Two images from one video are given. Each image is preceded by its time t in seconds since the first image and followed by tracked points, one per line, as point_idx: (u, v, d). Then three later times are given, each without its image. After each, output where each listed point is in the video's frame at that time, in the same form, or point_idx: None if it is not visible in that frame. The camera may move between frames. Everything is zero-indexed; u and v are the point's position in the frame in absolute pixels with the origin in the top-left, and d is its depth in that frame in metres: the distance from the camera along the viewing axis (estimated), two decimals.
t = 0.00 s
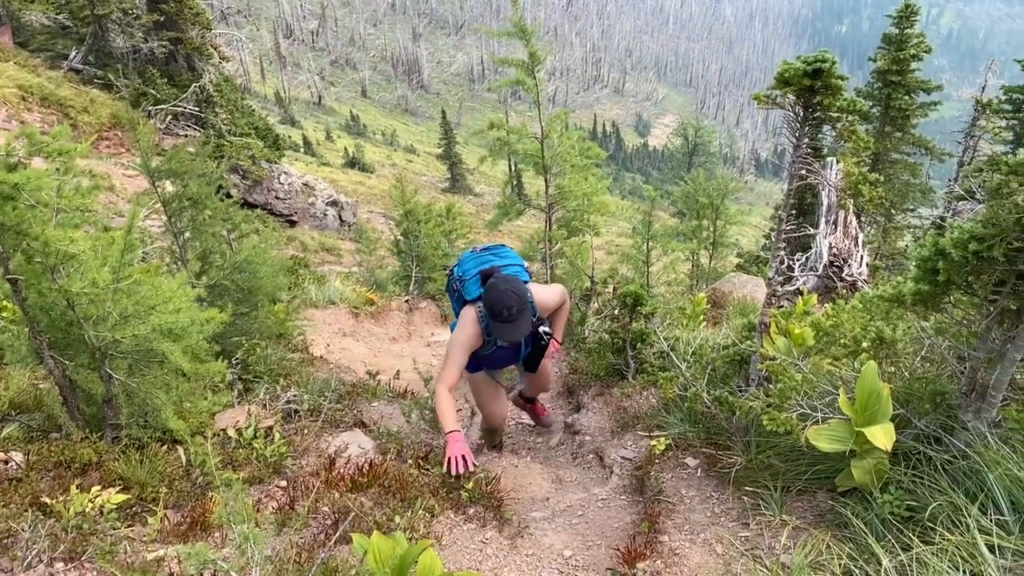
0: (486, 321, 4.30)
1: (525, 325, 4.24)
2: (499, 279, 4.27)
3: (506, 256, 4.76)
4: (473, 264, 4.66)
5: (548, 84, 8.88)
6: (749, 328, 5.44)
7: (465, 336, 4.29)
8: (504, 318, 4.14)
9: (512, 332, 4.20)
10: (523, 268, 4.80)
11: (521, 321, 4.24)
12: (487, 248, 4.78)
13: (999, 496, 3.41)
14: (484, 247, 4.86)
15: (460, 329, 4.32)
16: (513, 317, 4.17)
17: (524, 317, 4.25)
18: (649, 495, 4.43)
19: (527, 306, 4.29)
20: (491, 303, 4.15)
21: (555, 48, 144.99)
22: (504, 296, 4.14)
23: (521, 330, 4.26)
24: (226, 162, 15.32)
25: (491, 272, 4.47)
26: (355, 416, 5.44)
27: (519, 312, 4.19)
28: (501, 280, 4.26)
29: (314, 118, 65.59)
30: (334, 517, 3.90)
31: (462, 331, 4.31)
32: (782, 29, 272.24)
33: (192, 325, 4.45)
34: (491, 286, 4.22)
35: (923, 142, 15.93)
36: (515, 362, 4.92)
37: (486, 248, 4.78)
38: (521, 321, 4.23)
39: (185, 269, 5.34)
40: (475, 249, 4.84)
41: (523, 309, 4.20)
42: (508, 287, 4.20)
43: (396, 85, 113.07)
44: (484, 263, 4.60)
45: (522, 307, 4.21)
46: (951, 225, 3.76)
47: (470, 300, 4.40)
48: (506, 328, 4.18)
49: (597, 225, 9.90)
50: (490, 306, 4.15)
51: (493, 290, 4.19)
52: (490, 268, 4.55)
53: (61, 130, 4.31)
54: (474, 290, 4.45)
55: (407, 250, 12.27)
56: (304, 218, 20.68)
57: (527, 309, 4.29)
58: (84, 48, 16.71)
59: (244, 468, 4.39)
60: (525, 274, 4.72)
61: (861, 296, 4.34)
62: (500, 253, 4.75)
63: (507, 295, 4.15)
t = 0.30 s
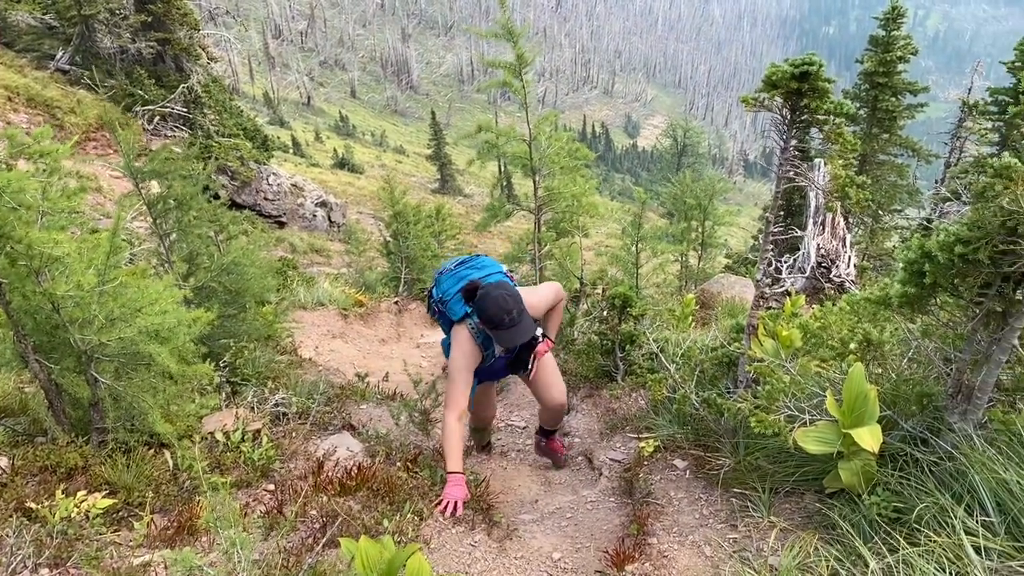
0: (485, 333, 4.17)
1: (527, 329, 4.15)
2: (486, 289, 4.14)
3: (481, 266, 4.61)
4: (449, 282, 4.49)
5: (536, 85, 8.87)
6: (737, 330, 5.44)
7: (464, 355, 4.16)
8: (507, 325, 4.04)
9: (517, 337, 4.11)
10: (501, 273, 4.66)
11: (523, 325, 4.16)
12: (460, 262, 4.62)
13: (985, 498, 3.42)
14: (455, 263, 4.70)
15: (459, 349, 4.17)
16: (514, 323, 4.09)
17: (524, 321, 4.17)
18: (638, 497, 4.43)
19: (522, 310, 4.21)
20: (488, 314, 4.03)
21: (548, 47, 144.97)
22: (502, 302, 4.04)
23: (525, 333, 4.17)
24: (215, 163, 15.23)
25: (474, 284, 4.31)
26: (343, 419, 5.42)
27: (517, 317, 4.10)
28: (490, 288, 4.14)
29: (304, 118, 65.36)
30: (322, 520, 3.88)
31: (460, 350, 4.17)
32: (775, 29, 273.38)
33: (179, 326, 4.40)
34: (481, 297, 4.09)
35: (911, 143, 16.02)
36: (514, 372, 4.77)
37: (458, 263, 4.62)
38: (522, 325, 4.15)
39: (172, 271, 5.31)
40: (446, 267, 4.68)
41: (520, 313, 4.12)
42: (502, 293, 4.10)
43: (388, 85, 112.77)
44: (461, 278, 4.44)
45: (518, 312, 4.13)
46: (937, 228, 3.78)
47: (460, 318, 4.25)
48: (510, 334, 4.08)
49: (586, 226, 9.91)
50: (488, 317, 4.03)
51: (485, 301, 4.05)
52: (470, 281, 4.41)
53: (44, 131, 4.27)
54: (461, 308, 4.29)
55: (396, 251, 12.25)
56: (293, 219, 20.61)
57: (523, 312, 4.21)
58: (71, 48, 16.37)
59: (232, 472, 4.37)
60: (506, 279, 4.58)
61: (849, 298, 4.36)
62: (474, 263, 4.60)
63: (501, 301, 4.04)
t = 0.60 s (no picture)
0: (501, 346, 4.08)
1: (545, 348, 4.04)
2: (509, 300, 4.07)
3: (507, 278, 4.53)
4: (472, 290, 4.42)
5: (526, 88, 8.87)
6: (725, 334, 5.48)
7: (476, 364, 4.08)
8: (523, 340, 3.96)
9: (533, 355, 4.01)
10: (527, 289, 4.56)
11: (541, 342, 4.06)
12: (486, 271, 4.55)
13: (970, 501, 3.45)
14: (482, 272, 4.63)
15: (471, 357, 4.09)
16: (532, 338, 4.00)
17: (543, 338, 4.07)
18: (627, 500, 4.46)
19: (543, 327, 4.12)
20: (507, 325, 3.96)
21: (541, 45, 144.77)
22: (522, 315, 3.96)
23: (542, 351, 4.08)
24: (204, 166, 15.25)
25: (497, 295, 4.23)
26: (332, 423, 5.41)
27: (537, 333, 4.01)
28: (513, 299, 4.08)
29: (294, 119, 65.05)
30: (311, 526, 3.87)
31: (473, 359, 4.09)
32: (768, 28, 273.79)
33: (167, 331, 4.36)
34: (503, 307, 4.02)
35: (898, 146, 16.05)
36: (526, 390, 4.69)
37: (484, 271, 4.56)
38: (540, 342, 4.06)
39: (160, 275, 5.30)
40: (471, 274, 4.61)
41: (541, 329, 4.04)
42: (524, 306, 4.02)
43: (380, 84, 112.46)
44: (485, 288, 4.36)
45: (540, 328, 4.05)
46: (922, 233, 3.82)
47: (478, 327, 4.17)
48: (526, 349, 3.98)
49: (575, 229, 9.91)
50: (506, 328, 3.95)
51: (505, 311, 3.99)
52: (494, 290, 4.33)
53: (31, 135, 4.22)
54: (480, 318, 4.21)
55: (386, 253, 12.24)
56: (282, 221, 20.54)
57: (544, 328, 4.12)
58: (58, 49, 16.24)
59: (220, 477, 4.37)
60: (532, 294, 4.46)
61: (836, 302, 4.40)
62: (500, 275, 4.52)
63: (523, 315, 3.97)
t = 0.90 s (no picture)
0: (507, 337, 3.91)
1: (550, 339, 3.82)
2: (519, 288, 3.93)
3: (532, 273, 4.38)
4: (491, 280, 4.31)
5: (518, 90, 8.88)
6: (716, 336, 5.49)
7: (482, 356, 3.95)
8: (526, 327, 3.77)
9: (535, 344, 3.80)
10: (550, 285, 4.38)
11: (547, 332, 3.85)
12: (510, 261, 4.43)
13: (961, 503, 3.47)
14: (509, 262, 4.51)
15: (477, 347, 3.98)
16: (536, 326, 3.80)
17: (549, 328, 3.86)
18: (619, 502, 4.46)
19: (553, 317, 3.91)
20: (511, 311, 3.81)
21: (534, 47, 145.00)
22: (526, 300, 3.79)
23: (547, 342, 3.86)
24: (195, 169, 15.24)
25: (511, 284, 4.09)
26: (324, 426, 5.40)
27: (543, 322, 3.81)
28: (522, 286, 3.92)
29: (286, 121, 64.81)
30: (302, 529, 3.84)
31: (479, 349, 3.97)
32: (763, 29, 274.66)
33: (157, 335, 4.31)
34: (510, 294, 3.88)
35: (888, 149, 16.14)
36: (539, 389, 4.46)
37: (509, 261, 4.44)
38: (546, 331, 3.85)
39: (151, 279, 5.28)
40: (496, 263, 4.50)
41: (547, 318, 3.84)
42: (531, 292, 3.85)
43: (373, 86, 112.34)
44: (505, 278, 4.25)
45: (547, 317, 3.85)
46: (912, 235, 3.83)
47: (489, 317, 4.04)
48: (528, 338, 3.78)
49: (567, 231, 9.92)
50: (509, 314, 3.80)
51: (512, 297, 3.84)
52: (511, 280, 4.20)
53: (20, 138, 4.18)
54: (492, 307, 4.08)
55: (377, 256, 12.23)
56: (273, 223, 20.53)
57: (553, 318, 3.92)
58: (47, 51, 16.07)
59: (210, 481, 4.35)
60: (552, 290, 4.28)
61: (827, 304, 4.41)
62: (526, 268, 4.38)
63: (527, 301, 3.80)
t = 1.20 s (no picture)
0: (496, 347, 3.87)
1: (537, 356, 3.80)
2: (513, 297, 3.86)
3: (536, 277, 4.26)
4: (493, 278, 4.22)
5: (509, 93, 8.89)
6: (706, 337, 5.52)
7: (469, 359, 3.93)
8: (512, 343, 3.73)
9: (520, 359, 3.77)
10: (552, 291, 4.27)
11: (533, 348, 3.80)
12: (516, 262, 4.32)
13: (946, 503, 3.49)
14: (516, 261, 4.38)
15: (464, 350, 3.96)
16: (524, 342, 3.74)
17: (537, 344, 3.81)
18: (609, 504, 4.47)
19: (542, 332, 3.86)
20: (500, 325, 3.75)
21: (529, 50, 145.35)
22: (515, 316, 3.71)
23: (534, 357, 3.81)
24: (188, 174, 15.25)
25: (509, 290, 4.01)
26: (314, 429, 5.40)
27: (531, 339, 3.75)
28: (516, 298, 3.84)
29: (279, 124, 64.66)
30: (291, 532, 3.82)
31: (466, 353, 3.94)
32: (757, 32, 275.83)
33: (146, 338, 4.30)
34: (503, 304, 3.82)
35: (878, 152, 16.22)
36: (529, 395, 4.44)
37: (516, 262, 4.34)
38: (533, 347, 3.80)
39: (140, 282, 5.27)
40: (502, 261, 4.40)
41: (537, 335, 3.79)
42: (523, 307, 3.77)
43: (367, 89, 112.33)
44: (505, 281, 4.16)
45: (536, 333, 3.80)
46: (898, 238, 3.87)
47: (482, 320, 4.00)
48: (515, 353, 3.75)
49: (558, 234, 9.95)
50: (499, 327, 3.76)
51: (503, 308, 3.78)
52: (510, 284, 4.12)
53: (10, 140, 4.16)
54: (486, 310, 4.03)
55: (369, 258, 12.23)
56: (264, 226, 20.55)
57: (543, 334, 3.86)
58: (37, 53, 15.84)
59: (200, 484, 4.34)
60: (551, 299, 4.18)
61: (815, 306, 4.43)
62: (531, 272, 4.27)
63: (517, 317, 3.72)
